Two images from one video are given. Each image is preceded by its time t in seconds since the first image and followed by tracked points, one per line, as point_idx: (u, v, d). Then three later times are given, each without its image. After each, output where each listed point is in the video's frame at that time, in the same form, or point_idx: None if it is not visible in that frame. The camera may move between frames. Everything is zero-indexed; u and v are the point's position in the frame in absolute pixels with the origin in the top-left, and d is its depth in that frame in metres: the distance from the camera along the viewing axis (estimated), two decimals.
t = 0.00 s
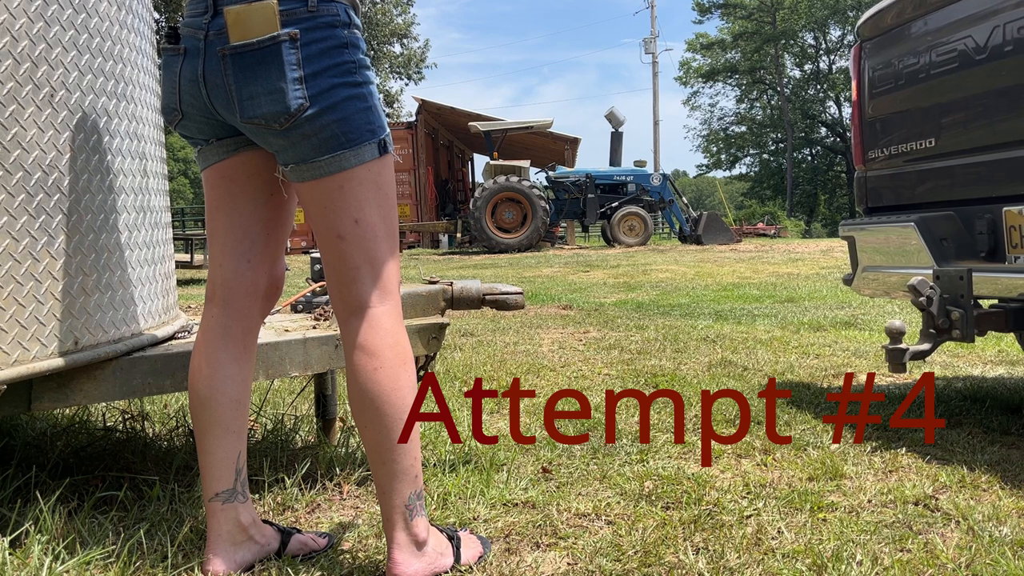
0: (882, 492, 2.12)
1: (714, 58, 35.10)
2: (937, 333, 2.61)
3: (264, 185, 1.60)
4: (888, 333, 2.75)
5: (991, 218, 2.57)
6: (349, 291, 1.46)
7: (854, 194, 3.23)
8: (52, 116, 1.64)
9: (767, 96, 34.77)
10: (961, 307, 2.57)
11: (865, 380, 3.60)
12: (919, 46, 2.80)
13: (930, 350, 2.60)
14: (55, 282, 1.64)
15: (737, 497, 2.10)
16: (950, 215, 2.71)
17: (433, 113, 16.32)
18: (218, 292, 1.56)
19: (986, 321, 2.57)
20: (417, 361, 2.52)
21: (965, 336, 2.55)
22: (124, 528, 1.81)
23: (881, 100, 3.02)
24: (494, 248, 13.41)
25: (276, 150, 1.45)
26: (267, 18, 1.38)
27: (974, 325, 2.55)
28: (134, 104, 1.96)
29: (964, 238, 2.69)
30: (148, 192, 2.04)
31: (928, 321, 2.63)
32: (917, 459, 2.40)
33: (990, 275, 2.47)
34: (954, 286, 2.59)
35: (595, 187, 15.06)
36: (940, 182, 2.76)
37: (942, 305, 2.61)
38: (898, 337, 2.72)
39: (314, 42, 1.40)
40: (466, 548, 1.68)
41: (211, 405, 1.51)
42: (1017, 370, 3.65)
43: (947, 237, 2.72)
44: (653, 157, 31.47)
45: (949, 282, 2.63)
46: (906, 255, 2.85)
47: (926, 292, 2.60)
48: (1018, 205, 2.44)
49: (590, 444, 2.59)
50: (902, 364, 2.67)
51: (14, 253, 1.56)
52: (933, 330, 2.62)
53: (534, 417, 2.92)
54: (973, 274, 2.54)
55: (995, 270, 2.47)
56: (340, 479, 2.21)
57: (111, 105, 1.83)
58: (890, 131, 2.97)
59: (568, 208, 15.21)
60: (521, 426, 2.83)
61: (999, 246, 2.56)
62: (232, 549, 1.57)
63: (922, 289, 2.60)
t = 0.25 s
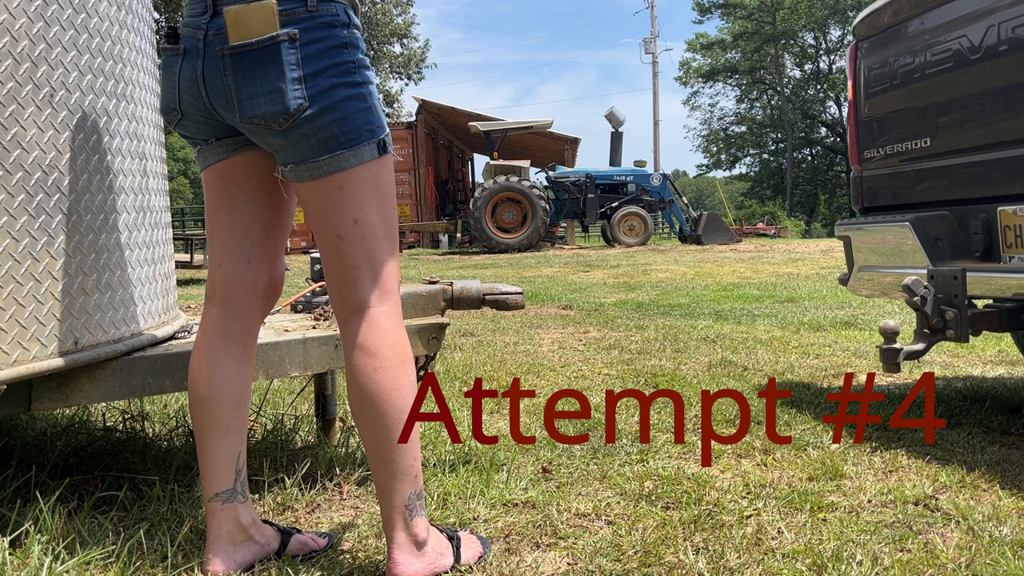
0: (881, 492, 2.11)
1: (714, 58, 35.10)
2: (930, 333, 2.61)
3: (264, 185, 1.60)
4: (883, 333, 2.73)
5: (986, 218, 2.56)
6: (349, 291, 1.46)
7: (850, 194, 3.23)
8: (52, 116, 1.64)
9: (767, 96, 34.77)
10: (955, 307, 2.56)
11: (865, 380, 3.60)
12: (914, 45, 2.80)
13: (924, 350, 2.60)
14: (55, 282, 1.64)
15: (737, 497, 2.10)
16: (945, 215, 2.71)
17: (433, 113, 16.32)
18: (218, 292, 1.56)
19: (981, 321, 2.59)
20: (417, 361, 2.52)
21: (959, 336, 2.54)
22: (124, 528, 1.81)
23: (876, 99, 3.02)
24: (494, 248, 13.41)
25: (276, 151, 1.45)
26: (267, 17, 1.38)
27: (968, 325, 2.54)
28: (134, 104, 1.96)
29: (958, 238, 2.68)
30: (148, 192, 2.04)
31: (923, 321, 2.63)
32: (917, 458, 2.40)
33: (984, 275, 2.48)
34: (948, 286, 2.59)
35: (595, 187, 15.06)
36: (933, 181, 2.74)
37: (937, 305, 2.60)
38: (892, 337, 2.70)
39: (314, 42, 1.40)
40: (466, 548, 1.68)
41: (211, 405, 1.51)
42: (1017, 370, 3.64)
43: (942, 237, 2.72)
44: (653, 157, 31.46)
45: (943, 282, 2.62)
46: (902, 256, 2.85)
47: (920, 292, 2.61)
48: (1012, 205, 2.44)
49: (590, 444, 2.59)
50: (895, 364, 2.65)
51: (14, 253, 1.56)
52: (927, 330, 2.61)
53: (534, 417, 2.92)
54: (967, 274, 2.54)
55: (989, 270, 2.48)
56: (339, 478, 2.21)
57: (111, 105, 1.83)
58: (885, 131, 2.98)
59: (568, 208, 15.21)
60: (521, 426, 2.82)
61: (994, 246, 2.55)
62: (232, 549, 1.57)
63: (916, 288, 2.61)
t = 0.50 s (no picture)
0: (880, 492, 2.12)
1: (714, 57, 35.10)
2: (920, 333, 2.60)
3: (264, 185, 1.60)
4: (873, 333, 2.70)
5: (977, 218, 2.56)
6: (349, 291, 1.46)
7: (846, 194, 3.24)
8: (52, 116, 1.64)
9: (767, 96, 34.77)
10: (945, 307, 2.56)
11: (865, 380, 3.59)
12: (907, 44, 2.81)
13: (914, 350, 2.58)
14: (55, 282, 1.64)
15: (737, 497, 2.10)
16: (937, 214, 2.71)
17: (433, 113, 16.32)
18: (218, 292, 1.56)
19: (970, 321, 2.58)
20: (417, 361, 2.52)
21: (950, 336, 2.53)
22: (124, 528, 1.81)
23: (870, 98, 3.03)
24: (494, 248, 13.41)
25: (275, 150, 1.45)
26: (267, 17, 1.38)
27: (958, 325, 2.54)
28: (134, 105, 1.96)
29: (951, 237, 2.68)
30: (148, 192, 2.04)
31: (913, 321, 2.62)
32: (917, 459, 2.40)
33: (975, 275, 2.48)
34: (939, 286, 2.59)
35: (595, 187, 15.05)
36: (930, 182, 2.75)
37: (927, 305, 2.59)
38: (882, 337, 2.67)
39: (314, 42, 1.40)
40: (466, 548, 1.68)
41: (211, 405, 1.51)
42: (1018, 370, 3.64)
43: (934, 237, 2.72)
44: (653, 157, 31.46)
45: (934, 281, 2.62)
46: (895, 256, 2.84)
47: (910, 292, 2.59)
48: (1004, 205, 2.45)
49: (590, 444, 2.59)
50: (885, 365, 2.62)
51: (14, 253, 1.56)
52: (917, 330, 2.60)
53: (534, 417, 2.92)
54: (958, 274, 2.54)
55: (980, 270, 2.47)
56: (340, 479, 2.21)
57: (111, 105, 1.83)
58: (880, 130, 2.98)
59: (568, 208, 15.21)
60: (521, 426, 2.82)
61: (985, 246, 2.55)
62: (232, 549, 1.57)
63: (907, 288, 2.59)
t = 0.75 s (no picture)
0: (879, 492, 2.12)
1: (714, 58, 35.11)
2: (910, 333, 2.59)
3: (263, 185, 1.60)
4: (862, 332, 2.68)
5: (968, 218, 2.56)
6: (349, 291, 1.46)
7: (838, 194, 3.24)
8: (52, 116, 1.64)
9: (766, 96, 34.78)
10: (935, 307, 2.56)
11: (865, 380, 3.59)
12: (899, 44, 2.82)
13: (905, 350, 2.56)
14: (55, 282, 1.64)
15: (737, 497, 2.10)
16: (928, 214, 2.71)
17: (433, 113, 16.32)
18: (218, 292, 1.56)
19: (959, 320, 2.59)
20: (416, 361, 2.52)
21: (939, 336, 2.53)
22: (124, 528, 1.81)
23: (862, 98, 3.03)
24: (494, 248, 13.41)
25: (275, 150, 1.45)
26: (267, 17, 1.38)
27: (948, 325, 2.54)
28: (134, 104, 1.96)
29: (942, 237, 2.68)
30: (148, 192, 2.05)
31: (903, 321, 2.62)
32: (917, 459, 2.40)
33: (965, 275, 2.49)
34: (929, 286, 2.59)
35: (595, 187, 15.06)
36: (926, 182, 2.75)
37: (917, 305, 2.60)
38: (871, 337, 2.65)
39: (314, 42, 1.40)
40: (466, 548, 1.68)
41: (210, 405, 1.51)
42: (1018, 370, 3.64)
43: (925, 237, 2.72)
44: (653, 157, 31.46)
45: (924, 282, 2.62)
46: (888, 256, 2.84)
47: (900, 292, 2.60)
48: (994, 205, 2.44)
49: (590, 444, 2.59)
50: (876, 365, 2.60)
51: (14, 253, 1.56)
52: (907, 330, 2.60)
53: (533, 417, 2.92)
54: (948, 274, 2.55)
55: (970, 271, 2.49)
56: (340, 479, 2.21)
57: (111, 105, 1.83)
58: (872, 130, 2.99)
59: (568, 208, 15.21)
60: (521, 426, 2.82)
61: (977, 246, 2.55)
62: (232, 549, 1.57)
63: (897, 288, 2.59)
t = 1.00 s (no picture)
0: (878, 492, 2.12)
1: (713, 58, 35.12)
2: (898, 333, 2.61)
3: (263, 185, 1.60)
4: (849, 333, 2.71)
5: (957, 217, 2.57)
6: (349, 291, 1.46)
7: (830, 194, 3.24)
8: (52, 116, 1.64)
9: (766, 96, 34.79)
10: (922, 307, 2.58)
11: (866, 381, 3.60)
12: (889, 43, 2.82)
13: (892, 350, 2.58)
14: (55, 282, 1.64)
15: (737, 497, 2.10)
16: (916, 214, 2.72)
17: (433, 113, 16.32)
18: (218, 292, 1.56)
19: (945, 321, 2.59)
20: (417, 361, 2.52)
21: (926, 336, 2.55)
22: (124, 528, 1.81)
23: (852, 97, 3.04)
24: (494, 248, 13.41)
25: (275, 150, 1.45)
26: (267, 17, 1.38)
27: (935, 325, 2.55)
28: (134, 105, 1.96)
29: (931, 237, 2.68)
30: (148, 192, 2.05)
31: (890, 321, 2.63)
32: (916, 458, 2.40)
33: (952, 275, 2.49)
34: (916, 286, 2.61)
35: (595, 187, 15.06)
36: (916, 182, 2.75)
37: (904, 306, 2.61)
38: (859, 337, 2.68)
39: (314, 42, 1.40)
40: (466, 548, 1.68)
41: (210, 406, 1.51)
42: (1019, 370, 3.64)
43: (914, 237, 2.73)
44: (653, 157, 31.46)
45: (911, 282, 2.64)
46: (878, 257, 2.86)
47: (887, 292, 2.62)
48: (983, 205, 2.44)
49: (590, 444, 2.59)
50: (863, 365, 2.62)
51: (14, 253, 1.56)
52: (894, 330, 2.61)
53: (533, 417, 2.92)
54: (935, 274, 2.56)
55: (957, 270, 2.49)
56: (340, 479, 2.21)
57: (111, 105, 1.83)
58: (862, 129, 2.99)
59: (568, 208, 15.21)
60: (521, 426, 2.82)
61: (965, 245, 2.56)
62: (232, 549, 1.57)
63: (884, 289, 2.62)
